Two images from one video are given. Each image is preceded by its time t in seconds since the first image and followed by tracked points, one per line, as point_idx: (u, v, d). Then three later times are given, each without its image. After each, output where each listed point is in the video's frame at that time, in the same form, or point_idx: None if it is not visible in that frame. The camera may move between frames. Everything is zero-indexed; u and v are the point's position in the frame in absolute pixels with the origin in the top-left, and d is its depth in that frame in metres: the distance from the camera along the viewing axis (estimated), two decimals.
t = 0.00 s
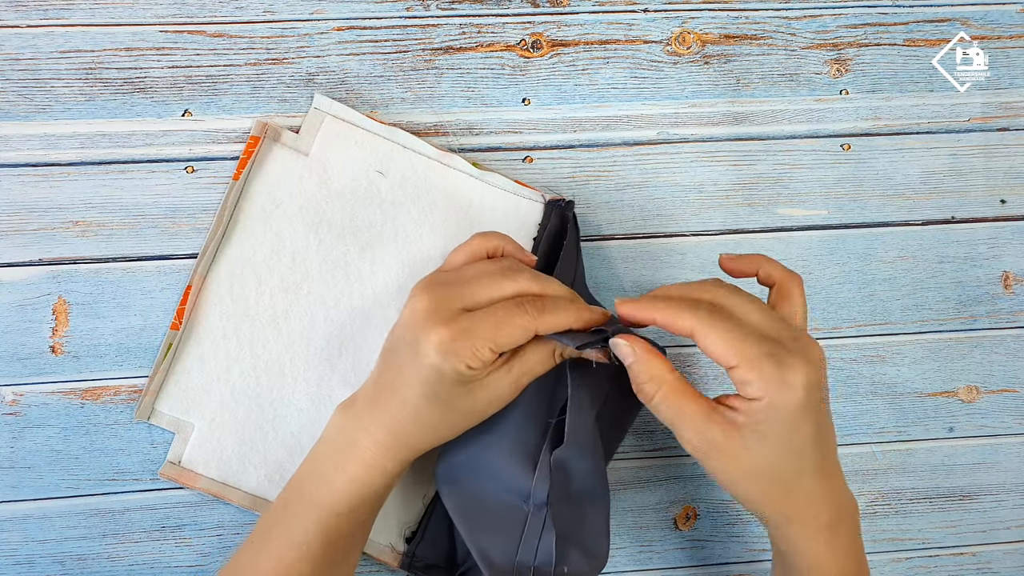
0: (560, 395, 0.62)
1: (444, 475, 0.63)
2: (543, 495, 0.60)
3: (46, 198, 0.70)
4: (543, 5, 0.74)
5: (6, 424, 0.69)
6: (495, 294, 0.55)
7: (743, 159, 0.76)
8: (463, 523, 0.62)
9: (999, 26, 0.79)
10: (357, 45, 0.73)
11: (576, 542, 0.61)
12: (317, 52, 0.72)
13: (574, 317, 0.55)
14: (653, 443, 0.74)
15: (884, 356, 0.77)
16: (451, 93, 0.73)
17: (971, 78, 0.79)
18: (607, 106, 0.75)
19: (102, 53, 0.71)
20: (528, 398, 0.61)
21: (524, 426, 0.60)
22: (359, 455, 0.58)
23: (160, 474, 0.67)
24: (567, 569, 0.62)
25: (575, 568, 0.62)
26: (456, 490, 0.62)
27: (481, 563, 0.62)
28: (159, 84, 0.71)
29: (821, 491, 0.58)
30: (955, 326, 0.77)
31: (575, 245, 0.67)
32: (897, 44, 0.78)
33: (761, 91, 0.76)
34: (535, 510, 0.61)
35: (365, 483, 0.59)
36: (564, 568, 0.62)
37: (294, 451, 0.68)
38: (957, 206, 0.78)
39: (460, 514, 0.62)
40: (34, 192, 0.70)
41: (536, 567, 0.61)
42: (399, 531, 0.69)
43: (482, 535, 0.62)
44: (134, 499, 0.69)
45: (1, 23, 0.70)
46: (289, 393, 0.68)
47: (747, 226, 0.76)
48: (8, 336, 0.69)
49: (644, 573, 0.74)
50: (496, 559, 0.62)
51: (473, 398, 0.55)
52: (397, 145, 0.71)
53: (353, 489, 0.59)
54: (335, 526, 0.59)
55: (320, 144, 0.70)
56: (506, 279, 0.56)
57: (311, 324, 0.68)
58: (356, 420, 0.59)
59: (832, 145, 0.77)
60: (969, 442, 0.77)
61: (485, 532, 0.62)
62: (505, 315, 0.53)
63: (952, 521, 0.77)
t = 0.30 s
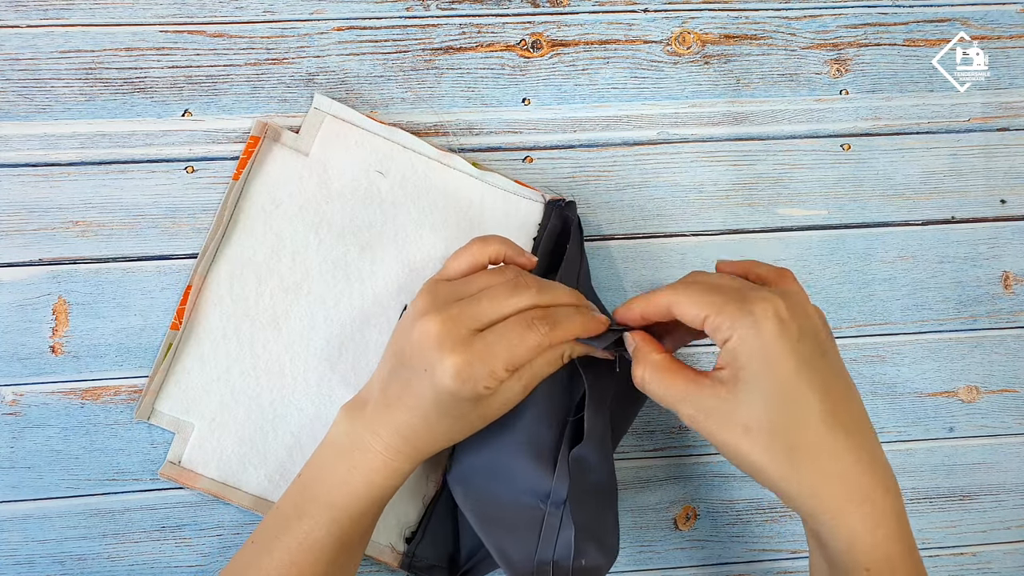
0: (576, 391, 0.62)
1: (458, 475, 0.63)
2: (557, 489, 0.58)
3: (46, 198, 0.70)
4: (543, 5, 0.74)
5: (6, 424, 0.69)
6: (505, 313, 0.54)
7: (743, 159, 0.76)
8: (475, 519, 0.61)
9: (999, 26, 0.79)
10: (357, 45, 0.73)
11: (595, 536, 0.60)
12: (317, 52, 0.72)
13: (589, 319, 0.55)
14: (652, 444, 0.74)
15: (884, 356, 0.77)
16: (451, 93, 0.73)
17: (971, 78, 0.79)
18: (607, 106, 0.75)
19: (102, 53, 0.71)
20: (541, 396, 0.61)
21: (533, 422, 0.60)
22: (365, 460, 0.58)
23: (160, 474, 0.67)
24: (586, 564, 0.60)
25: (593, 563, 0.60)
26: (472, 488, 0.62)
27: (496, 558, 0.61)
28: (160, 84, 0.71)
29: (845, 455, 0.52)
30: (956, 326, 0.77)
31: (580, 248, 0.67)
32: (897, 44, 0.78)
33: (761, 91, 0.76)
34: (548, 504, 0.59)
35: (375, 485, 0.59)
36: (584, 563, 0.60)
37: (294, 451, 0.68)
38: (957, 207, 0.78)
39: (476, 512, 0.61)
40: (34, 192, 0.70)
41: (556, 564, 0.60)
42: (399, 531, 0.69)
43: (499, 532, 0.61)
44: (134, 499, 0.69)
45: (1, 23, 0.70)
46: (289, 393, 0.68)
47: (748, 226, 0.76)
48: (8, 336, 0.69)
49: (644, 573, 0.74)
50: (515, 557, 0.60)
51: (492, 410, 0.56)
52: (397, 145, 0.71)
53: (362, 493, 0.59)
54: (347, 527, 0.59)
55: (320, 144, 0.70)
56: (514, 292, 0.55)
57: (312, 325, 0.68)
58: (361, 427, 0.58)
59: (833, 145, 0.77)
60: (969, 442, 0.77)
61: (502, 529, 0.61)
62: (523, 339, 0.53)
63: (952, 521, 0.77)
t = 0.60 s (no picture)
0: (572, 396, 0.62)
1: (454, 477, 0.63)
2: (552, 495, 0.59)
3: (46, 198, 0.70)
4: (543, 5, 0.74)
5: (6, 424, 0.69)
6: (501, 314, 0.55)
7: (743, 159, 0.76)
8: (471, 525, 0.61)
9: (999, 26, 0.79)
10: (357, 45, 0.73)
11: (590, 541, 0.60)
12: (317, 52, 0.72)
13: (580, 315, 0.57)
14: (652, 444, 0.74)
15: (884, 356, 0.77)
16: (451, 93, 0.73)
17: (971, 78, 0.79)
18: (607, 106, 0.75)
19: (102, 53, 0.71)
20: (534, 401, 0.61)
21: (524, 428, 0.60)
22: (357, 461, 0.58)
23: (160, 474, 0.67)
24: (580, 569, 0.60)
25: (588, 567, 0.61)
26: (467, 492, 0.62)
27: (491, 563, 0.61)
28: (160, 84, 0.71)
29: (856, 437, 0.50)
30: (956, 326, 0.77)
31: (579, 249, 0.66)
32: (897, 44, 0.78)
33: (761, 91, 0.76)
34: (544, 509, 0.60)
35: (367, 487, 0.59)
36: (578, 567, 0.60)
37: (294, 451, 0.67)
38: (957, 207, 0.78)
39: (471, 517, 0.62)
40: (34, 192, 0.70)
41: (550, 568, 0.61)
42: (399, 531, 0.69)
43: (493, 537, 0.61)
44: (134, 499, 0.69)
45: (1, 23, 0.70)
46: (288, 393, 0.68)
47: (747, 226, 0.76)
48: (8, 336, 0.69)
49: (644, 573, 0.74)
50: (509, 561, 0.61)
51: (487, 412, 0.57)
52: (397, 145, 0.71)
53: (355, 496, 0.59)
54: (339, 530, 0.59)
55: (320, 144, 0.70)
56: (511, 291, 0.55)
57: (311, 324, 0.68)
58: (354, 429, 0.58)
59: (833, 145, 0.77)
60: (969, 442, 0.77)
61: (496, 534, 0.61)
62: (522, 337, 0.53)
63: (952, 521, 0.77)
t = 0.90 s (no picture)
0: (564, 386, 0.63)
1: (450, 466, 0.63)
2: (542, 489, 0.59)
3: (46, 198, 0.70)
4: (543, 5, 0.74)
5: (5, 424, 0.69)
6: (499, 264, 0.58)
7: (743, 159, 0.76)
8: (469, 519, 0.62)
9: (999, 26, 0.79)
10: (357, 45, 0.72)
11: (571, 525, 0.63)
12: (317, 52, 0.72)
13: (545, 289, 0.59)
14: (653, 444, 0.74)
15: (884, 356, 0.77)
16: (451, 92, 0.73)
17: (971, 78, 0.79)
18: (607, 106, 0.75)
19: (102, 53, 0.71)
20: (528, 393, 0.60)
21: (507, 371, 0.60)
22: (343, 440, 0.61)
23: (183, 473, 0.67)
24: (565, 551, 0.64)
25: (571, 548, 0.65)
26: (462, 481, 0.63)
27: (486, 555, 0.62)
28: (159, 84, 0.71)
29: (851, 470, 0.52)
30: (956, 326, 0.77)
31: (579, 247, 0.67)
32: (898, 44, 0.78)
33: (761, 91, 0.76)
34: (534, 425, 0.60)
35: (360, 468, 0.61)
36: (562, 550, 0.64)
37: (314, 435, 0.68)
38: (957, 207, 0.78)
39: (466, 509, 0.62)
40: (34, 192, 0.70)
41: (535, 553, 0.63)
42: (425, 505, 0.69)
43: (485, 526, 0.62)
44: (134, 499, 0.69)
45: (1, 23, 0.70)
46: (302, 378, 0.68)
47: (747, 226, 0.75)
48: (8, 336, 0.69)
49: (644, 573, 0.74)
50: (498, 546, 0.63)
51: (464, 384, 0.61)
52: (387, 120, 0.71)
53: (348, 480, 0.60)
54: (337, 520, 0.59)
55: (307, 128, 0.69)
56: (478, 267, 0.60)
57: (320, 310, 0.69)
58: (340, 408, 0.62)
59: (833, 145, 0.77)
60: (970, 442, 0.77)
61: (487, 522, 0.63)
62: (474, 306, 0.58)
63: (953, 521, 0.77)
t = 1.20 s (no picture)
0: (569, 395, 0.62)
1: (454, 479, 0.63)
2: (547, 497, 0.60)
3: (46, 198, 0.70)
4: (543, 5, 0.74)
5: (6, 424, 0.69)
6: (504, 271, 0.57)
7: (743, 159, 0.76)
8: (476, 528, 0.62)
9: (999, 26, 0.79)
10: (357, 45, 0.72)
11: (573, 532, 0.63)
12: (317, 52, 0.72)
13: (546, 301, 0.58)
14: (652, 443, 0.74)
15: (884, 357, 0.77)
16: (451, 92, 0.73)
17: (971, 78, 0.79)
18: (607, 106, 0.75)
19: (102, 53, 0.71)
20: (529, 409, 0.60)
21: (514, 388, 0.59)
22: (341, 443, 0.61)
23: (183, 470, 0.67)
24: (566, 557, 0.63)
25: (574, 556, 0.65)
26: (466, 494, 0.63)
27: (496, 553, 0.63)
28: (159, 84, 0.71)
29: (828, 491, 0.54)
30: (956, 326, 0.77)
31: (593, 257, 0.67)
32: (898, 44, 0.78)
33: (761, 91, 0.76)
34: (542, 444, 0.59)
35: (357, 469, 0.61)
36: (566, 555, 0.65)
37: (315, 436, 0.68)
38: (957, 207, 0.78)
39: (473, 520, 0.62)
40: (34, 192, 0.70)
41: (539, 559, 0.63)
42: (425, 509, 0.69)
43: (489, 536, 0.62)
44: (135, 499, 0.69)
45: (1, 23, 0.70)
46: (305, 378, 0.68)
47: (747, 226, 0.75)
48: (8, 336, 0.69)
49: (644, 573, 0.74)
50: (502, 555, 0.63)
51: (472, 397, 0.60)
52: (397, 124, 0.71)
53: (348, 479, 0.60)
54: (337, 520, 0.60)
55: (319, 129, 0.70)
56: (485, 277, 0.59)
57: (325, 310, 0.69)
58: (341, 409, 0.62)
59: (833, 145, 0.77)
60: (969, 442, 0.77)
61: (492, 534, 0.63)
62: (475, 313, 0.57)
63: (953, 521, 0.76)
